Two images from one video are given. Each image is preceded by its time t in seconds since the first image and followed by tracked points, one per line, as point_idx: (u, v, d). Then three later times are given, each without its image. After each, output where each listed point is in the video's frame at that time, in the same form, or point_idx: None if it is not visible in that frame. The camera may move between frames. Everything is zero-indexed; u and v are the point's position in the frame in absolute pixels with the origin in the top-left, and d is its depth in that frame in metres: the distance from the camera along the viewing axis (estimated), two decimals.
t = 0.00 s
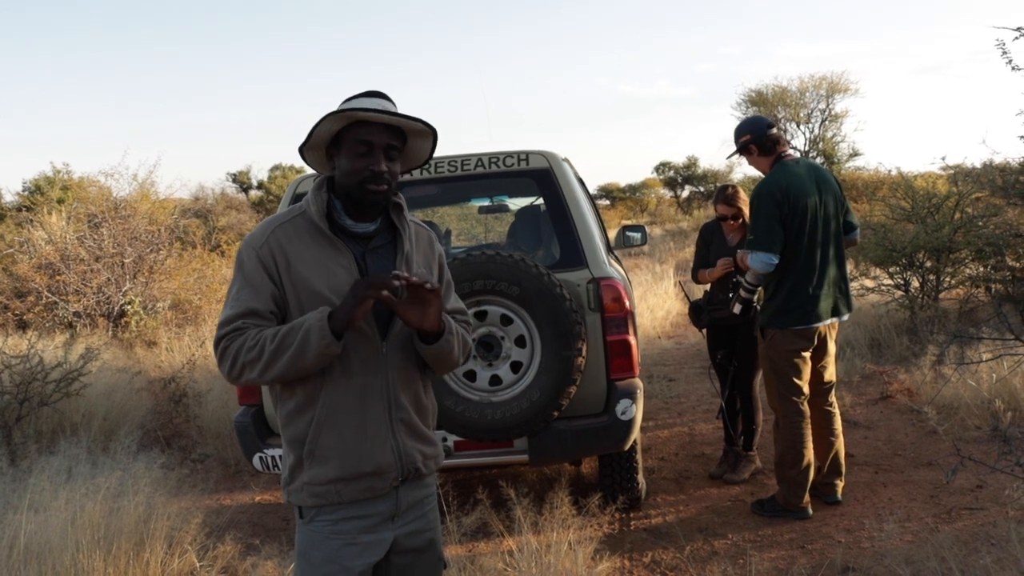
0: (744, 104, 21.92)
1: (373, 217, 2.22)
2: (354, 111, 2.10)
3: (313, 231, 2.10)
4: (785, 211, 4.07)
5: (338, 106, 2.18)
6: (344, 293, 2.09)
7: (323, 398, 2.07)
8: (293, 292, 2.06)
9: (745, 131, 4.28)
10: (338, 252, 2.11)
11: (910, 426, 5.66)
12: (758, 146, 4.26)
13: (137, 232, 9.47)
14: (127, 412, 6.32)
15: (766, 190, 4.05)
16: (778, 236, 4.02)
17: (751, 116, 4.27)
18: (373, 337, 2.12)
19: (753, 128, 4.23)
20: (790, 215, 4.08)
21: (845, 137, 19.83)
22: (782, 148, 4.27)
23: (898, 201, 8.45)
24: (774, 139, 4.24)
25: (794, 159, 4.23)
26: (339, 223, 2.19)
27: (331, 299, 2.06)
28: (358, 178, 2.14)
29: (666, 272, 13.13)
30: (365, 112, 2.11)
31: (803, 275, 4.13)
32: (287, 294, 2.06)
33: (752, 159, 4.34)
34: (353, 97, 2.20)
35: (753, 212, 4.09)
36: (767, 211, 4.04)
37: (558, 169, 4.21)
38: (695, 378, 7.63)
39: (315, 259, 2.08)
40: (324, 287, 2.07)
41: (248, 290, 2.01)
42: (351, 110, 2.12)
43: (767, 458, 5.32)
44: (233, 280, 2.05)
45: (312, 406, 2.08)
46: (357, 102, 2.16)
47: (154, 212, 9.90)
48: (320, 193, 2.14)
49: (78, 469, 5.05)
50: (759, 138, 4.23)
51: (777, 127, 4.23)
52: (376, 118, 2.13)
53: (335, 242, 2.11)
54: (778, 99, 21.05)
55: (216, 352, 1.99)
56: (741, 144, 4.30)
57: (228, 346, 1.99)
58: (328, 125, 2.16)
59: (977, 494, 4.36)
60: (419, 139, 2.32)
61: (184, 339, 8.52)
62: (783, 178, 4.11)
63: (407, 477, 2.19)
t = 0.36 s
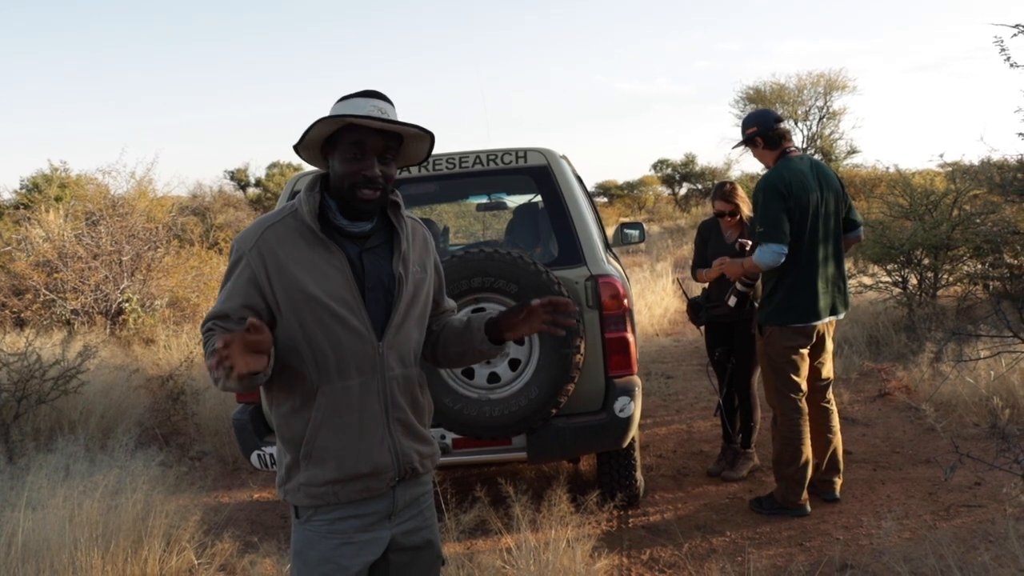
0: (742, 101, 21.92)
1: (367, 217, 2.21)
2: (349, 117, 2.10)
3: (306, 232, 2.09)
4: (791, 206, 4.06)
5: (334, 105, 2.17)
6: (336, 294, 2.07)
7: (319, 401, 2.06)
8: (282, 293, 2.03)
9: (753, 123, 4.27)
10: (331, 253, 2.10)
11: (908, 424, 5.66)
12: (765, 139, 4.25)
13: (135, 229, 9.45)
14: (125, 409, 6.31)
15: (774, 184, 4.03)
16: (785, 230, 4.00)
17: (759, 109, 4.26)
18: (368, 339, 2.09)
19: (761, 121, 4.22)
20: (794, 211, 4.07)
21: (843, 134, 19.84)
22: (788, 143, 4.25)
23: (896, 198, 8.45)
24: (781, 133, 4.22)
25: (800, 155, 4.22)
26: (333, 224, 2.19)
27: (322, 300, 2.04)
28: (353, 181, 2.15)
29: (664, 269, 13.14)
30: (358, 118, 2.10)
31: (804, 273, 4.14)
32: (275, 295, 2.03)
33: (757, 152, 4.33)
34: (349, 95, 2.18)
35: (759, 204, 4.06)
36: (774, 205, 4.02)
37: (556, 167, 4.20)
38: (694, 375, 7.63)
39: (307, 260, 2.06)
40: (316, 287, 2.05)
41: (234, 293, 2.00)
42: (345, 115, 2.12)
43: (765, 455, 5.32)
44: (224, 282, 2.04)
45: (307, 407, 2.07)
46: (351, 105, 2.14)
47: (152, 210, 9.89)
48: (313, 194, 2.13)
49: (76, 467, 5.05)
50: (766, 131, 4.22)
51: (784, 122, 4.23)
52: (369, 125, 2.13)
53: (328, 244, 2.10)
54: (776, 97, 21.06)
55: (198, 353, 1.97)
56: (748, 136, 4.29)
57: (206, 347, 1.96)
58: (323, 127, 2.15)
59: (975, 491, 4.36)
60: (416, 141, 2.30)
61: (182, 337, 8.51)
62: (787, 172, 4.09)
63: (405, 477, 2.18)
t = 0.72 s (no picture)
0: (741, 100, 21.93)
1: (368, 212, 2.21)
2: (346, 102, 2.10)
3: (307, 227, 2.10)
4: (798, 204, 4.04)
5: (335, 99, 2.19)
6: (336, 288, 2.07)
7: (317, 395, 2.06)
8: (284, 287, 2.04)
9: (758, 120, 4.26)
10: (332, 247, 2.10)
11: (908, 422, 5.67)
12: (769, 136, 4.25)
13: (134, 228, 9.45)
14: (125, 408, 6.31)
15: (782, 181, 4.01)
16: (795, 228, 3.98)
17: (765, 106, 4.26)
18: (367, 333, 2.10)
19: (766, 118, 4.22)
20: (800, 208, 4.06)
21: (843, 133, 19.84)
22: (792, 141, 4.25)
23: (896, 197, 8.45)
24: (786, 131, 4.22)
25: (804, 153, 4.22)
26: (334, 219, 2.19)
27: (322, 294, 2.05)
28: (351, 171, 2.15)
29: (664, 268, 13.15)
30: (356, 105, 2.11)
31: (808, 270, 4.13)
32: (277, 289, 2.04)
33: (761, 149, 4.33)
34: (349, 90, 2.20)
35: (768, 201, 4.03)
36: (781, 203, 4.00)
37: (556, 165, 4.20)
38: (693, 374, 7.63)
39: (308, 254, 2.07)
40: (316, 282, 2.05)
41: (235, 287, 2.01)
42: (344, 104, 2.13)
43: (765, 454, 5.32)
44: (227, 276, 2.05)
45: (306, 401, 2.08)
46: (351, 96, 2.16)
47: (151, 208, 9.89)
48: (315, 189, 2.14)
49: (75, 465, 5.05)
50: (771, 128, 4.22)
51: (790, 121, 4.22)
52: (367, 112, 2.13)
53: (330, 238, 2.10)
54: (775, 96, 21.07)
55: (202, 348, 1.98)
56: (752, 132, 4.29)
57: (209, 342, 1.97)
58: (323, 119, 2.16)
59: (975, 490, 4.36)
60: (415, 134, 2.30)
61: (182, 335, 8.51)
62: (793, 170, 4.09)
63: (403, 474, 2.18)
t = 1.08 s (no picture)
0: (743, 99, 21.93)
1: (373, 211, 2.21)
2: (346, 97, 2.11)
3: (312, 224, 2.10)
4: (802, 203, 4.04)
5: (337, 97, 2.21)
6: (341, 285, 2.07)
7: (321, 392, 2.07)
8: (291, 284, 2.04)
9: (762, 118, 4.26)
10: (337, 245, 2.10)
11: (909, 422, 5.67)
12: (773, 134, 4.24)
13: (136, 227, 9.46)
14: (127, 407, 6.31)
15: (786, 180, 4.00)
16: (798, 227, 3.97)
17: (769, 104, 4.25)
18: (371, 330, 2.10)
19: (770, 116, 4.21)
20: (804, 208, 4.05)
21: (844, 132, 19.83)
22: (795, 140, 4.25)
23: (897, 196, 8.45)
24: (789, 130, 4.22)
25: (807, 152, 4.21)
26: (339, 218, 2.19)
27: (328, 291, 2.05)
28: (352, 167, 2.14)
29: (666, 267, 13.14)
30: (355, 99, 2.12)
31: (811, 270, 4.13)
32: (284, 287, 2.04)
33: (765, 146, 4.32)
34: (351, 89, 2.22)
35: (771, 200, 4.03)
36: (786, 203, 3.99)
37: (558, 164, 4.21)
38: (695, 373, 7.63)
39: (313, 252, 2.07)
40: (321, 279, 2.06)
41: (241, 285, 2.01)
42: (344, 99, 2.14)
43: (767, 453, 5.32)
44: (233, 275, 2.05)
45: (310, 398, 2.08)
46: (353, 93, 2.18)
47: (152, 208, 9.89)
48: (320, 188, 2.14)
49: (77, 464, 5.05)
50: (775, 126, 4.21)
51: (794, 119, 4.22)
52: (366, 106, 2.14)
53: (334, 236, 2.10)
54: (777, 95, 21.05)
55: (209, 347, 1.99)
56: (756, 130, 4.28)
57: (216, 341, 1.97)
58: (325, 116, 2.18)
59: (977, 489, 4.36)
60: (417, 132, 2.31)
61: (183, 335, 8.52)
62: (797, 169, 4.08)
63: (406, 471, 2.18)
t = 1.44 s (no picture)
0: (751, 97, 21.87)
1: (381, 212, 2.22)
2: (360, 112, 2.09)
3: (322, 224, 2.10)
4: (810, 202, 4.04)
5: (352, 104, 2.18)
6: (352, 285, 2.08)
7: (330, 391, 2.06)
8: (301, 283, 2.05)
9: (773, 117, 4.24)
10: (347, 246, 2.11)
11: (919, 422, 5.65)
12: (784, 133, 4.23)
13: (145, 227, 9.49)
14: (136, 406, 6.34)
15: (793, 181, 4.01)
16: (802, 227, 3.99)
17: (779, 103, 4.24)
18: (380, 331, 2.11)
19: (781, 115, 4.20)
20: (812, 208, 4.05)
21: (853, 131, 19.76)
22: (806, 139, 4.24)
23: (907, 195, 8.41)
24: (800, 129, 4.21)
25: (817, 151, 4.20)
26: (348, 218, 2.19)
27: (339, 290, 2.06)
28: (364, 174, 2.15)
29: (674, 266, 13.12)
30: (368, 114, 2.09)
31: (821, 269, 4.12)
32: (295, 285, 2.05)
33: (775, 145, 4.31)
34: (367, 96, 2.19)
35: (778, 200, 4.04)
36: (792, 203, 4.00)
37: (567, 164, 4.21)
38: (703, 372, 7.62)
39: (324, 252, 2.08)
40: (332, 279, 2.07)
41: (254, 280, 1.99)
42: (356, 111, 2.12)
43: (776, 453, 5.31)
44: (241, 271, 2.03)
45: (318, 398, 2.07)
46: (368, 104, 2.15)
47: (161, 207, 9.93)
48: (329, 187, 2.14)
49: (87, 463, 5.08)
50: (785, 125, 4.20)
51: (804, 118, 4.20)
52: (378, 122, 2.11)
53: (344, 236, 2.11)
54: (786, 94, 20.99)
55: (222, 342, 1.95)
56: (766, 129, 4.27)
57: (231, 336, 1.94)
58: (337, 124, 2.15)
59: (987, 490, 4.34)
60: (431, 143, 2.29)
61: (192, 334, 8.55)
62: (805, 169, 4.07)
63: (413, 470, 2.19)
